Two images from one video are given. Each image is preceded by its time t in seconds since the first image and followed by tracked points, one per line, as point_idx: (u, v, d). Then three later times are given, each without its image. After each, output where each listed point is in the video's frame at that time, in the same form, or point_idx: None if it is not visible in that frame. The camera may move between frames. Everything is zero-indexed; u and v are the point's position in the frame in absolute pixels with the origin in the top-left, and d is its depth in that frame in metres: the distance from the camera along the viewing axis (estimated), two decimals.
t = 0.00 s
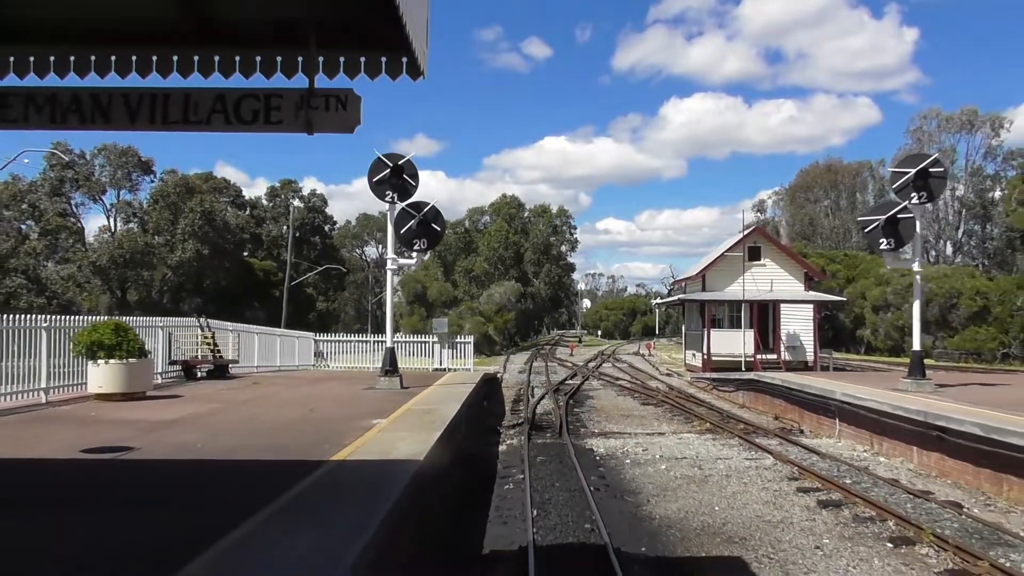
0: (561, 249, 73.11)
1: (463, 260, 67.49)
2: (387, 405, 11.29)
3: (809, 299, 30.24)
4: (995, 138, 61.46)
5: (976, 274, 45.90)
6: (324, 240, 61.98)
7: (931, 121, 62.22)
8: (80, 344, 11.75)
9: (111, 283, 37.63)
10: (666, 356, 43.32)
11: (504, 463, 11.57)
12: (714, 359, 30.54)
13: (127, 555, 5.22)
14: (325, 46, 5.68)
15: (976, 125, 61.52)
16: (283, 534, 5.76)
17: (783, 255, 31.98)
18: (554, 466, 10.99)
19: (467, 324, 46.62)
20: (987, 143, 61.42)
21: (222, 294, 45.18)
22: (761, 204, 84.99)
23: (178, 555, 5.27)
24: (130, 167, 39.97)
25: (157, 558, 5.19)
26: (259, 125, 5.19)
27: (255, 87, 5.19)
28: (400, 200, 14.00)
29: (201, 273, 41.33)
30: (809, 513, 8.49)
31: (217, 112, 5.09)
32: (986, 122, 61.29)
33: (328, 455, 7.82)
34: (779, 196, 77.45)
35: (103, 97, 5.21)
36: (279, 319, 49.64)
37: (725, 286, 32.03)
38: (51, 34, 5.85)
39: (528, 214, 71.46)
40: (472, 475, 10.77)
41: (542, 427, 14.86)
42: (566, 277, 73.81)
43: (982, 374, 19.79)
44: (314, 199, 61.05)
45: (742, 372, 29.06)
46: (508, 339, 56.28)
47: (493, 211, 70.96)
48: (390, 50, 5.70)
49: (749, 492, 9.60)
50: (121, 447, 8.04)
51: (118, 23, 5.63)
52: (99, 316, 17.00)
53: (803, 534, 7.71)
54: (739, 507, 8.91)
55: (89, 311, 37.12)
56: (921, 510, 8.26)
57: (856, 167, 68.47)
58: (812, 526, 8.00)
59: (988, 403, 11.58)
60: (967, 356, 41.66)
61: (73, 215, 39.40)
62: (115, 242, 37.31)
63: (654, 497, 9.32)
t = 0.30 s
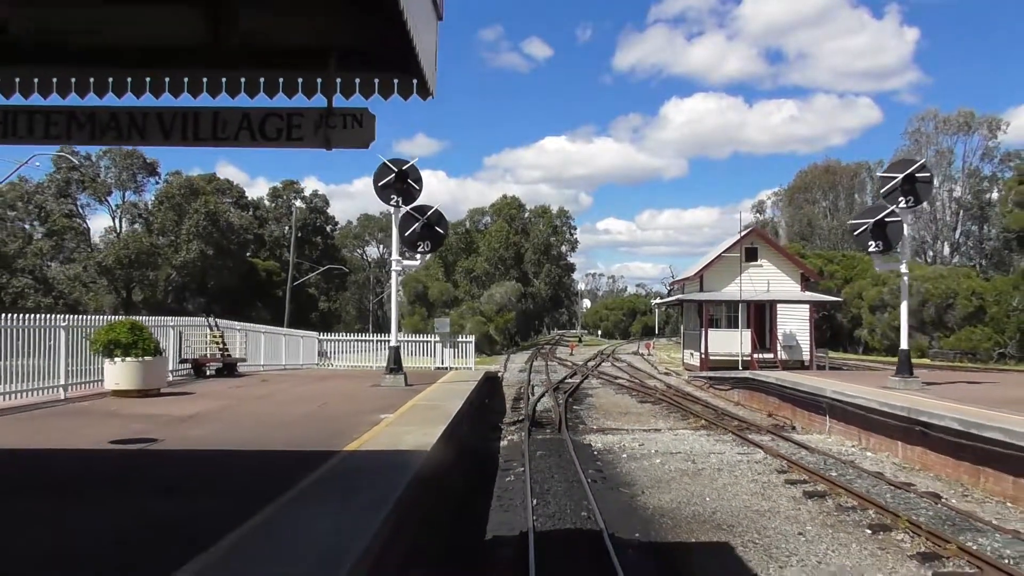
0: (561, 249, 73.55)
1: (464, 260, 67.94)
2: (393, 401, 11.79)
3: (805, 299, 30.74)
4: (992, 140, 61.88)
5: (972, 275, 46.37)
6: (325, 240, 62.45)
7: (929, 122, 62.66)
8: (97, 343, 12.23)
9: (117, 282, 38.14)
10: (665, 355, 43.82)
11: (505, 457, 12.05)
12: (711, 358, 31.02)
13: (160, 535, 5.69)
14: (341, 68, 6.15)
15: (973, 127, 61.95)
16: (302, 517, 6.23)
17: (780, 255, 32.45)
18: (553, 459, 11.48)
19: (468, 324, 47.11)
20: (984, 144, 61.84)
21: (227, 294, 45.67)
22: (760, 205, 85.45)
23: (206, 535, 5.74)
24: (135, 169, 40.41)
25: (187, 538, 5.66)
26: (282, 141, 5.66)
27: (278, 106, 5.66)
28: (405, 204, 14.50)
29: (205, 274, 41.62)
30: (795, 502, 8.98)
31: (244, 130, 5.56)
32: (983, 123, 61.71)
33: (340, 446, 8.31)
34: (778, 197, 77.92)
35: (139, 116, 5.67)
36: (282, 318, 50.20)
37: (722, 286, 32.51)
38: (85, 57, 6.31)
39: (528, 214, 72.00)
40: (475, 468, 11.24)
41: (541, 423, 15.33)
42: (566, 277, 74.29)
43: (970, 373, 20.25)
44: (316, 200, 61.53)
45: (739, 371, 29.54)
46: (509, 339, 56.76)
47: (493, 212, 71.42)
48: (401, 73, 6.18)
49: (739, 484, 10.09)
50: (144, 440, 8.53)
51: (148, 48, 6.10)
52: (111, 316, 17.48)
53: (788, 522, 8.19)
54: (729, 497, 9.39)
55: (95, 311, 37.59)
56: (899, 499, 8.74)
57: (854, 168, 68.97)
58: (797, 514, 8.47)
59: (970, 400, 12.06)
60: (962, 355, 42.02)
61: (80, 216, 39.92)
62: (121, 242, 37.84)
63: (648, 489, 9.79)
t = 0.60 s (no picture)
0: (562, 249, 74.11)
1: (466, 261, 68.52)
2: (401, 397, 12.36)
3: (802, 300, 31.27)
4: (990, 141, 62.29)
5: (968, 275, 46.85)
6: (328, 241, 62.98)
7: (926, 123, 63.15)
8: (117, 341, 12.80)
9: (123, 282, 38.71)
10: (664, 355, 44.37)
11: (507, 451, 12.60)
12: (709, 358, 31.56)
13: (194, 517, 6.25)
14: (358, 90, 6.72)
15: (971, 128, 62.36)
16: (320, 502, 6.77)
17: (777, 256, 32.97)
18: (553, 453, 12.03)
19: (469, 323, 47.63)
20: (982, 146, 62.25)
21: (231, 294, 46.21)
22: (760, 205, 85.99)
23: (234, 518, 6.29)
24: (142, 171, 40.97)
25: (217, 520, 6.20)
26: (304, 157, 6.20)
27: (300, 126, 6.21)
28: (410, 208, 15.03)
29: (210, 274, 42.14)
30: (781, 492, 9.52)
31: (270, 146, 6.10)
32: (980, 125, 62.11)
33: (352, 438, 8.87)
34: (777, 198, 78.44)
35: (175, 134, 6.20)
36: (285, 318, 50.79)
37: (720, 286, 33.06)
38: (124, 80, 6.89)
39: (529, 215, 72.62)
40: (478, 461, 11.78)
41: (542, 420, 15.89)
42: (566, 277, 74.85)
43: (959, 371, 20.77)
44: (318, 200, 62.09)
45: (736, 370, 30.07)
46: (511, 338, 57.26)
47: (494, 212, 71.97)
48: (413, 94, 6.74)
49: (729, 475, 10.63)
50: (170, 432, 9.13)
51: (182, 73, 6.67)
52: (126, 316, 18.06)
53: (772, 509, 8.75)
54: (718, 487, 9.94)
55: (103, 311, 38.15)
56: (878, 489, 9.29)
57: (853, 169, 69.51)
58: (781, 502, 9.02)
59: (952, 396, 12.62)
60: (957, 355, 42.48)
61: (87, 217, 40.46)
62: (128, 244, 38.41)
63: (642, 480, 10.34)
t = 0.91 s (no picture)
0: (562, 250, 74.65)
1: (467, 262, 69.00)
2: (405, 394, 12.88)
3: (798, 300, 31.77)
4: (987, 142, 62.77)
5: (963, 276, 47.31)
6: (329, 241, 63.46)
7: (924, 125, 63.68)
8: (133, 340, 13.29)
9: (129, 282, 39.19)
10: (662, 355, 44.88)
11: (507, 446, 13.10)
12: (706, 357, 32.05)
13: (220, 504, 6.75)
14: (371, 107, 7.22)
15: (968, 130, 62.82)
16: (335, 489, 7.26)
17: (773, 257, 33.47)
18: (552, 447, 12.54)
19: (470, 323, 48.16)
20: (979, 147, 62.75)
21: (235, 294, 46.70)
22: (759, 206, 86.51)
23: (256, 503, 6.79)
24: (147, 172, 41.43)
25: (240, 506, 6.70)
26: (322, 169, 6.71)
27: (318, 140, 6.69)
28: (414, 211, 15.55)
29: (215, 274, 42.63)
30: (768, 483, 10.03)
31: (290, 160, 6.60)
32: (977, 126, 62.59)
33: (362, 432, 9.38)
34: (776, 198, 78.95)
35: (201, 147, 6.70)
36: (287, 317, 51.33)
37: (718, 286, 33.54)
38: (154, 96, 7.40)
39: (529, 216, 73.16)
40: (480, 455, 12.29)
41: (541, 416, 16.39)
42: (566, 277, 75.37)
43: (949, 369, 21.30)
44: (320, 201, 62.55)
45: (733, 369, 30.56)
46: (511, 338, 57.73)
47: (495, 212, 72.50)
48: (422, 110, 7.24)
49: (720, 468, 11.15)
50: (190, 427, 9.63)
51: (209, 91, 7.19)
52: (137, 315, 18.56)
53: (760, 498, 9.27)
54: (709, 479, 10.45)
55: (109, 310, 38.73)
56: (861, 480, 9.80)
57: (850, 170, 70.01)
58: (769, 493, 9.52)
59: (937, 394, 13.12)
60: (952, 354, 42.97)
61: (93, 218, 40.88)
62: (134, 244, 38.89)
63: (637, 472, 10.84)
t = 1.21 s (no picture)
0: (562, 250, 75.16)
1: (468, 262, 69.48)
2: (411, 391, 13.42)
3: (794, 300, 32.28)
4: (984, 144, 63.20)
5: (960, 276, 47.78)
6: (331, 242, 63.91)
7: (921, 127, 64.13)
8: (149, 339, 13.83)
9: (135, 282, 39.63)
10: (661, 354, 45.37)
11: (509, 440, 13.64)
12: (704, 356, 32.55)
13: (244, 491, 7.25)
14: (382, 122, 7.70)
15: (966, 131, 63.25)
16: (348, 478, 7.76)
17: (770, 258, 33.98)
18: (552, 442, 13.08)
19: (472, 322, 48.68)
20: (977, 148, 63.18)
21: (238, 294, 47.16)
22: (758, 206, 87.00)
23: (276, 489, 7.30)
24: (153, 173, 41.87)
25: (261, 492, 7.20)
26: (338, 180, 7.24)
27: (334, 153, 7.21)
28: (418, 214, 16.05)
29: (219, 274, 43.06)
30: (757, 475, 10.57)
31: (309, 171, 7.11)
32: (975, 128, 63.03)
33: (372, 426, 9.92)
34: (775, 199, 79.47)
35: (226, 160, 7.21)
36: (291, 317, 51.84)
37: (715, 287, 34.06)
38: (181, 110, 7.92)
39: (530, 216, 73.63)
40: (484, 449, 12.84)
41: (541, 413, 16.89)
42: (567, 277, 75.90)
43: (939, 368, 21.74)
44: (323, 202, 63.02)
45: (731, 368, 31.06)
46: (512, 337, 58.17)
47: (496, 213, 72.96)
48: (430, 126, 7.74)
49: (712, 461, 11.68)
50: (209, 420, 10.18)
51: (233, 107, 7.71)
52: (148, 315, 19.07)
53: (749, 489, 9.80)
54: (701, 471, 10.99)
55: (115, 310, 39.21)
56: (845, 472, 10.33)
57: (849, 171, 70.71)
58: (757, 484, 10.05)
59: (922, 391, 13.62)
60: (948, 354, 43.47)
61: (100, 219, 41.32)
62: (140, 244, 39.34)
63: (633, 466, 11.35)
